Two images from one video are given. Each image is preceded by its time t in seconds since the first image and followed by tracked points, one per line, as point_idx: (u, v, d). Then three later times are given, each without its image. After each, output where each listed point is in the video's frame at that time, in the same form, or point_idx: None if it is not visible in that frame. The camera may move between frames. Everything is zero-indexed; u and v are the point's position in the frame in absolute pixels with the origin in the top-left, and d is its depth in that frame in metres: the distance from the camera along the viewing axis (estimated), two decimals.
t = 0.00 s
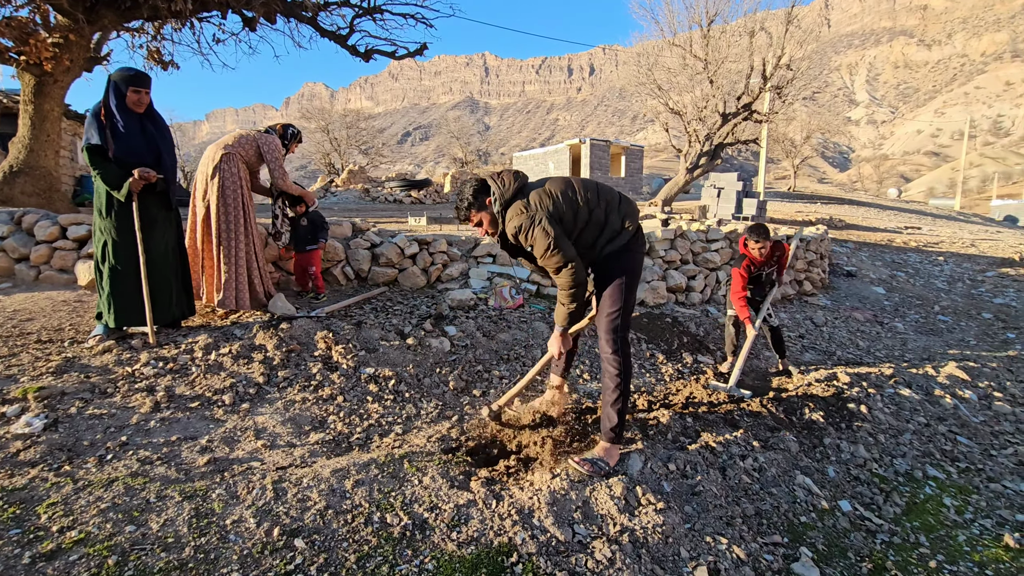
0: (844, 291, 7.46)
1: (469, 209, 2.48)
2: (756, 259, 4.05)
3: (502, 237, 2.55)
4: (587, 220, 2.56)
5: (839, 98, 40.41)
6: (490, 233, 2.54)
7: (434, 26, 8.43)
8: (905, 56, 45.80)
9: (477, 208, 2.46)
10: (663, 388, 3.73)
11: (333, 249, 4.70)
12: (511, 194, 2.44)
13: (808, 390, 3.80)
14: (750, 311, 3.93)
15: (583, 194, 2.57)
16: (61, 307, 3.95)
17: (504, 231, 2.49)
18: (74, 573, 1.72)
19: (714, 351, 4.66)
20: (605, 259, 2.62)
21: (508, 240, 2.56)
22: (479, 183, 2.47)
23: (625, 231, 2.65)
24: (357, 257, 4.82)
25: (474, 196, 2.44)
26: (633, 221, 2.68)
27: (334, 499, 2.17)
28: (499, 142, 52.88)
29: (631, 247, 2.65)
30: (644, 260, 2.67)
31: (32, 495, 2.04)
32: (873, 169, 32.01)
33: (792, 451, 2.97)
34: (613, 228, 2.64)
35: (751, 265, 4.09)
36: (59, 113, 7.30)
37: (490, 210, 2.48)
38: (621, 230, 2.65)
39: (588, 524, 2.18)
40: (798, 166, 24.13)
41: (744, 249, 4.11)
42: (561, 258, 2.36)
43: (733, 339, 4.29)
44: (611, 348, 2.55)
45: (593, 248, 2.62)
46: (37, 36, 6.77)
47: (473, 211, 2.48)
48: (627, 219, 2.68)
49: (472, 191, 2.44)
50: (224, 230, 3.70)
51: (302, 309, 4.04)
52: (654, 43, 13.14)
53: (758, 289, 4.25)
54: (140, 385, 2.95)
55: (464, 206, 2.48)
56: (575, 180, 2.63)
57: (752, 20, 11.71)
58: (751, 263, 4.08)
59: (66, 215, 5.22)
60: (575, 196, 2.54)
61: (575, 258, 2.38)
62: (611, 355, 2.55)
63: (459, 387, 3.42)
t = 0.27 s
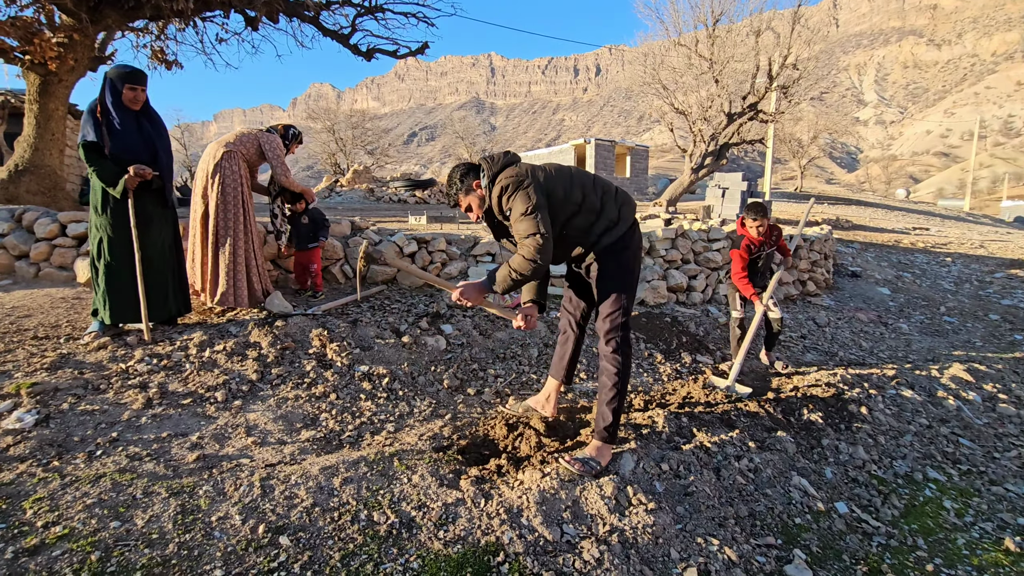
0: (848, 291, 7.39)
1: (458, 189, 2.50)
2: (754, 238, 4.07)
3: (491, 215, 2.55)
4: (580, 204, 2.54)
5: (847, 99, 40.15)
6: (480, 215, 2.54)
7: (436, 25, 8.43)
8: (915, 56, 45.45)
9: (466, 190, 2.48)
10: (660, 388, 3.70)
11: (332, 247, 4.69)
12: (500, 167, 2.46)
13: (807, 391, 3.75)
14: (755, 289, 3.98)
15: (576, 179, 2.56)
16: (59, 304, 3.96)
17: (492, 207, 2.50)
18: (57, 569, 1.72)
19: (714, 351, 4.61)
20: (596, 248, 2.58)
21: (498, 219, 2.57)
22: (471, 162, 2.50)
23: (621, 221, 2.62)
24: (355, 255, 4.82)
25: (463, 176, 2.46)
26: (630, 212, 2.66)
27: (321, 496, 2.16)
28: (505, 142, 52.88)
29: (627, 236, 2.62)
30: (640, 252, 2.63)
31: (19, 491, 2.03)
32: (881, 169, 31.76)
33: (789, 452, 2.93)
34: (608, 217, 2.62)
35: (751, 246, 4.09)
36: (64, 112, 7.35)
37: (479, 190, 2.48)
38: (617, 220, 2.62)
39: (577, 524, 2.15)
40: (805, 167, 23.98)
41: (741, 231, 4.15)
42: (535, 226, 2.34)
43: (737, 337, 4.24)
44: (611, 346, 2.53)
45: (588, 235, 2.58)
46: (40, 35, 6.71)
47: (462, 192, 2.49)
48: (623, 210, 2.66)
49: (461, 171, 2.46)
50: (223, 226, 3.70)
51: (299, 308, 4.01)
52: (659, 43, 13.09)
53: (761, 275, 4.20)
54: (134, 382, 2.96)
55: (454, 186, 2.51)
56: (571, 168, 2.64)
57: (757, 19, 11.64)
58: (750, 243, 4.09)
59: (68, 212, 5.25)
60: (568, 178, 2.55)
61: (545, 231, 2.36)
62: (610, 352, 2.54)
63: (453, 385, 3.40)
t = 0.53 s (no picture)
0: (854, 291, 7.32)
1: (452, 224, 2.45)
2: (755, 229, 4.04)
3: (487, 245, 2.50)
4: (572, 214, 2.48)
5: (859, 98, 39.77)
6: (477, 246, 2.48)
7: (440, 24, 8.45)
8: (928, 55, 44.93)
9: (460, 223, 2.42)
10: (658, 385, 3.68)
11: (334, 244, 4.71)
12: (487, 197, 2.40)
13: (807, 389, 3.72)
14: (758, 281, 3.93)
15: (564, 191, 2.49)
16: (63, 300, 4.01)
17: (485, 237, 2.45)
18: (48, 557, 1.74)
19: (715, 349, 4.59)
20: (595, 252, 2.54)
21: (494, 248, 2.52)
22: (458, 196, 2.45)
23: (616, 222, 2.55)
24: (357, 253, 4.82)
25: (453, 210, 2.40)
26: (623, 209, 2.58)
27: (312, 489, 2.17)
28: (513, 143, 52.86)
29: (623, 237, 2.56)
30: (638, 250, 2.59)
31: (15, 480, 2.06)
32: (892, 169, 31.41)
33: (786, 451, 2.90)
34: (603, 220, 2.55)
35: (751, 236, 4.07)
36: (74, 111, 7.44)
37: (470, 222, 2.42)
38: (612, 220, 2.55)
39: (567, 519, 2.15)
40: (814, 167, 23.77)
41: (742, 221, 4.13)
42: (523, 257, 2.29)
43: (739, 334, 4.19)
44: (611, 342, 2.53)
45: (584, 242, 2.53)
46: (51, 36, 6.92)
47: (456, 226, 2.44)
48: (617, 209, 2.58)
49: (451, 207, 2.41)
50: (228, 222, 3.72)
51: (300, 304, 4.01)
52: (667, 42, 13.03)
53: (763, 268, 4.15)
54: (133, 375, 2.99)
55: (448, 222, 2.45)
56: (559, 179, 2.57)
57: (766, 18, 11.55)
58: (750, 233, 4.06)
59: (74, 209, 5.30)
60: (557, 193, 2.47)
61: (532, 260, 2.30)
62: (610, 348, 2.53)
63: (450, 381, 3.41)
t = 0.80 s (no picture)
0: (862, 290, 7.24)
1: (447, 219, 2.43)
2: (755, 234, 3.99)
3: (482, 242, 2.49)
4: (564, 213, 2.48)
5: (871, 96, 39.31)
6: (471, 241, 2.48)
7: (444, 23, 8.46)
8: (942, 52, 44.32)
9: (453, 218, 2.41)
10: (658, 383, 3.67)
11: (337, 242, 4.75)
12: (482, 198, 2.38)
13: (808, 388, 3.70)
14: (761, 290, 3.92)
15: (556, 189, 2.48)
16: (71, 296, 4.08)
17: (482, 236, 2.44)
18: (47, 545, 1.77)
19: (717, 347, 4.57)
20: (585, 250, 2.55)
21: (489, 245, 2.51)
22: (452, 191, 2.43)
23: (605, 219, 2.57)
24: (360, 251, 4.85)
25: (448, 207, 2.40)
26: (612, 207, 2.60)
27: (308, 482, 2.19)
28: (521, 142, 52.82)
29: (612, 235, 2.58)
30: (626, 247, 2.61)
31: (18, 470, 2.10)
32: (906, 168, 31.01)
33: (784, 448, 2.89)
34: (592, 217, 2.56)
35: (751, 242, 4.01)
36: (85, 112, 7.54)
37: (467, 219, 2.41)
38: (601, 218, 2.57)
39: (560, 513, 2.16)
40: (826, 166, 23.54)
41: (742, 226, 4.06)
42: (531, 261, 2.34)
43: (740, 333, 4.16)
44: (600, 336, 2.53)
45: (575, 239, 2.54)
46: (62, 37, 7.00)
47: (451, 221, 2.43)
48: (606, 206, 2.60)
49: (446, 203, 2.40)
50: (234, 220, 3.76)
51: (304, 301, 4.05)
52: (675, 41, 12.95)
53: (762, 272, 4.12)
54: (136, 369, 3.03)
55: (442, 217, 2.43)
56: (550, 173, 2.55)
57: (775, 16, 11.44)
58: (750, 238, 4.01)
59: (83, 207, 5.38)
60: (550, 192, 2.46)
61: (544, 263, 2.37)
62: (600, 342, 2.53)
63: (449, 377, 3.42)
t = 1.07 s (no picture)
0: (870, 291, 7.20)
1: (451, 173, 2.50)
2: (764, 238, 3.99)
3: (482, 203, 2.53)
4: (569, 196, 2.52)
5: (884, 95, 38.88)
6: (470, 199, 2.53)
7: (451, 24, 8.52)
8: (957, 50, 43.72)
9: (456, 172, 2.48)
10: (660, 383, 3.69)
11: (344, 242, 4.81)
12: (493, 158, 2.42)
13: (812, 388, 3.70)
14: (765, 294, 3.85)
15: (568, 171, 2.54)
16: (85, 295, 4.17)
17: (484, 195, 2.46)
18: (61, 535, 1.83)
19: (721, 348, 4.57)
20: (582, 241, 2.57)
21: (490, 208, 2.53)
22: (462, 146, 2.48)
23: (608, 217, 2.60)
24: (367, 251, 4.91)
25: (455, 160, 2.46)
26: (617, 207, 2.64)
27: (313, 477, 2.24)
28: (530, 143, 52.82)
29: (612, 235, 2.61)
30: (623, 252, 2.63)
31: (33, 463, 2.17)
32: (919, 167, 30.63)
33: (786, 448, 2.90)
34: (596, 212, 2.60)
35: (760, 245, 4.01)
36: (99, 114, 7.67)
37: (471, 174, 2.46)
38: (604, 215, 2.60)
39: (559, 510, 2.19)
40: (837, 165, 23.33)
41: (751, 229, 4.07)
42: (534, 223, 2.31)
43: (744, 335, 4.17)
44: (588, 335, 2.56)
45: (574, 228, 2.58)
46: (77, 41, 7.10)
47: (453, 175, 2.49)
48: (611, 206, 2.64)
49: (453, 156, 2.45)
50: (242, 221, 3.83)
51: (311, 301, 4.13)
52: (684, 40, 12.90)
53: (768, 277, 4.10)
54: (148, 366, 3.11)
55: (447, 170, 2.50)
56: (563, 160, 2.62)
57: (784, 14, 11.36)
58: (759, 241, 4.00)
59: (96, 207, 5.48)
60: (560, 171, 2.52)
61: (546, 227, 2.32)
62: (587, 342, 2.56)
63: (453, 375, 3.47)
